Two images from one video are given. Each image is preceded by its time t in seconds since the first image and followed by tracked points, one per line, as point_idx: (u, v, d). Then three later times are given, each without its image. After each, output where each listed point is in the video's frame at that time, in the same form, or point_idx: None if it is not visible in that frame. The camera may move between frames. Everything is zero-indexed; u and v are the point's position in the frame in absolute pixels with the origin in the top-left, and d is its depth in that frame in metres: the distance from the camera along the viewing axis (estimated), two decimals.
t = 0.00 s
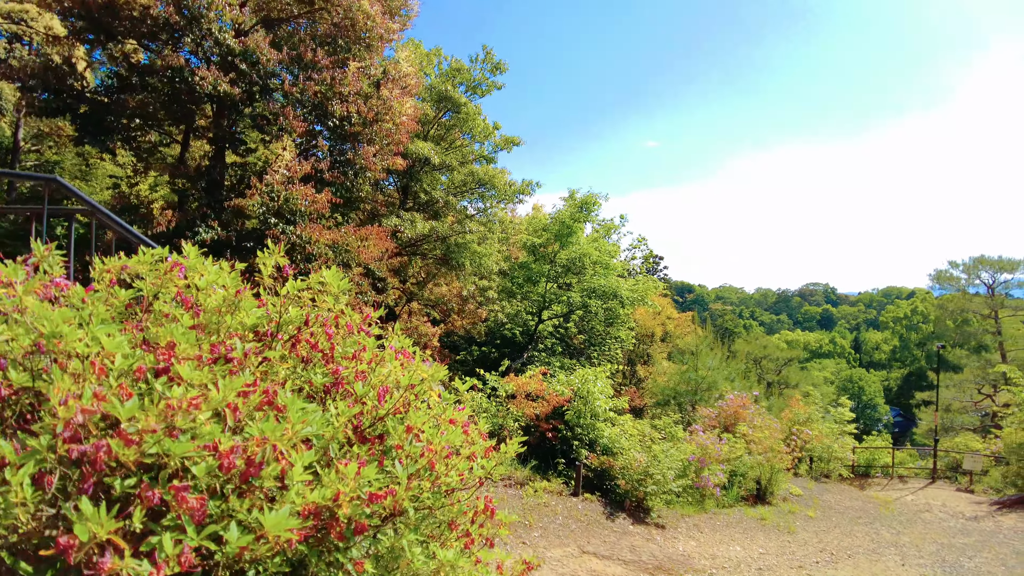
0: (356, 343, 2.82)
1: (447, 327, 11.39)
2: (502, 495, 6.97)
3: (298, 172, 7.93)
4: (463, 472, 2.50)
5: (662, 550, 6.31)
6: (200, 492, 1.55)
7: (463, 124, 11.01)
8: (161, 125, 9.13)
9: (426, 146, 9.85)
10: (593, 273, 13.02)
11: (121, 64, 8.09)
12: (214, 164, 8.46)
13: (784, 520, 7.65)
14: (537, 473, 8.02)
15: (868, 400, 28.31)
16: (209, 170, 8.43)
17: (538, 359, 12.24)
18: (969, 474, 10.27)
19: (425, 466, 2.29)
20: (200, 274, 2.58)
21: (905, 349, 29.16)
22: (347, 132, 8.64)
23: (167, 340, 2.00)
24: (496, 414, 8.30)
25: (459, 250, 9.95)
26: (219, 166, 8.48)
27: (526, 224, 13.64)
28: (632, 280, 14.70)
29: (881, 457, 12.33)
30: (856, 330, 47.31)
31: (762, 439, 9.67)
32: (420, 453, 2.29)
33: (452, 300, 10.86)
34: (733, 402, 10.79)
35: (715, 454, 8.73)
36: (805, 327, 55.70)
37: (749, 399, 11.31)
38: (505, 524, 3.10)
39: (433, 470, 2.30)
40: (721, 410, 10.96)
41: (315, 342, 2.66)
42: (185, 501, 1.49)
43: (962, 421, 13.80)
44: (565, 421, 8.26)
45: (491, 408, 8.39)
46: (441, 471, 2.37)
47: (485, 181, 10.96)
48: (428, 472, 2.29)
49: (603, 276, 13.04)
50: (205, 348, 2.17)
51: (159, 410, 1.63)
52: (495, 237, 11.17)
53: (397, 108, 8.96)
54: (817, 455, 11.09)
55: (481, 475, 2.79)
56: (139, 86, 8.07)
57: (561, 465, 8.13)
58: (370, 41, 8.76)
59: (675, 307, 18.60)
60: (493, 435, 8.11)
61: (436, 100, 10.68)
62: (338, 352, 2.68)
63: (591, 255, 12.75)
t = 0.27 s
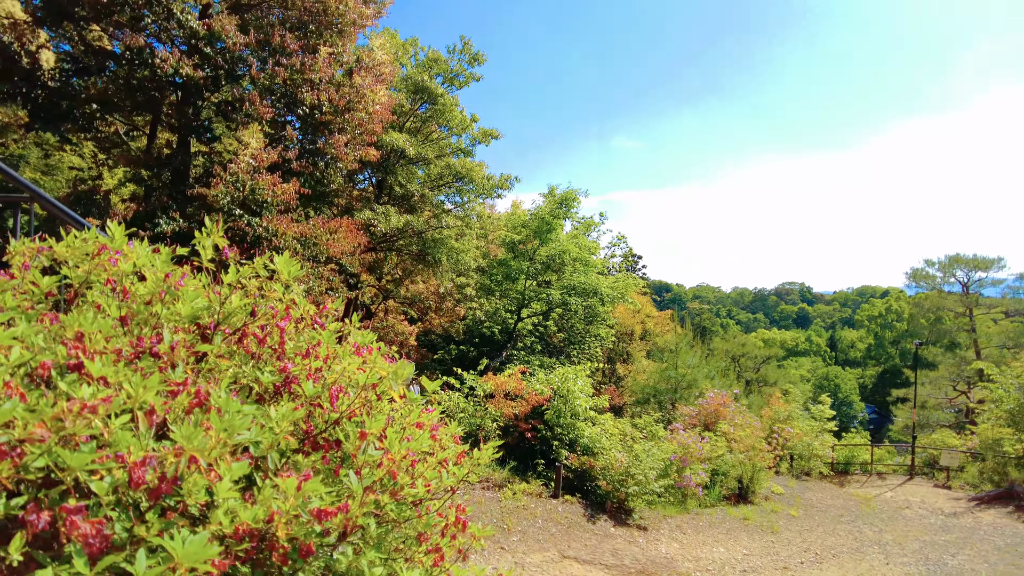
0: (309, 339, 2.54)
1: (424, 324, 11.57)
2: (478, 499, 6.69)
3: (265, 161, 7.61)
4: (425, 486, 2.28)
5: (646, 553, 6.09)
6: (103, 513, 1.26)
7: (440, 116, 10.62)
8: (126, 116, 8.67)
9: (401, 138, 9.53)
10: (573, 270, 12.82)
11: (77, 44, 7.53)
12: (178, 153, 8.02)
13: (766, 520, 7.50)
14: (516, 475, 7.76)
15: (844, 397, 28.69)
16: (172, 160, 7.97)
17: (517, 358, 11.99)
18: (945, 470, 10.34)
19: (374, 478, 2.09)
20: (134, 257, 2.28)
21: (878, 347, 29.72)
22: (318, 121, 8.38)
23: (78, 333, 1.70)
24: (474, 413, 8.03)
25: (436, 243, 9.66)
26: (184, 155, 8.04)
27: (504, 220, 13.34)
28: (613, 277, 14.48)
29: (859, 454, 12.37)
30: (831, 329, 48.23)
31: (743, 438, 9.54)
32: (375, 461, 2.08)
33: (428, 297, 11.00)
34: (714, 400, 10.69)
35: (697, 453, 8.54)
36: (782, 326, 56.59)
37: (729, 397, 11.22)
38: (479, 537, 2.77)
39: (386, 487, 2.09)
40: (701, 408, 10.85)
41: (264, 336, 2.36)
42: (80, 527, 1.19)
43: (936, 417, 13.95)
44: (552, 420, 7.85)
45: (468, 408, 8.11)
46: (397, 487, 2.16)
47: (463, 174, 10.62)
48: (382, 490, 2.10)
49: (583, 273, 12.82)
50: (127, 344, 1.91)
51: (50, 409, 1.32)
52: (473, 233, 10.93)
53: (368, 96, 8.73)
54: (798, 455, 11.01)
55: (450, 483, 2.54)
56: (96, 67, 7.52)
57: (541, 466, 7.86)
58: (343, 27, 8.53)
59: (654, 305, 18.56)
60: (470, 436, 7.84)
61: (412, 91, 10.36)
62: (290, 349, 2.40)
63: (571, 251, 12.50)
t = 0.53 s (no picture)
0: (248, 333, 2.20)
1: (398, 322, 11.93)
2: (451, 505, 6.42)
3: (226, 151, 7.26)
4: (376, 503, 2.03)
5: (624, 557, 5.85)
6: None
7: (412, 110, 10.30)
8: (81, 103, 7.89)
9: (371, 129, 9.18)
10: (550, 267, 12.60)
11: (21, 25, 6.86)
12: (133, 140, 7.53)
13: (746, 520, 7.33)
14: (490, 478, 7.49)
15: (819, 394, 29.05)
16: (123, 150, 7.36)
17: (493, 358, 11.72)
18: (920, 466, 10.40)
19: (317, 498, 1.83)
20: (39, 234, 1.92)
21: (851, 345, 30.24)
22: (283, 111, 8.07)
23: None
24: (448, 413, 7.83)
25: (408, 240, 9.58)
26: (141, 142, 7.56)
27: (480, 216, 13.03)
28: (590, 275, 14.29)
29: (836, 451, 12.38)
30: (805, 328, 49.11)
31: (722, 436, 9.42)
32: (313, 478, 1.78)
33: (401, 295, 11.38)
34: (692, 399, 10.56)
35: (676, 453, 8.35)
36: (758, 326, 57.45)
37: (706, 395, 11.11)
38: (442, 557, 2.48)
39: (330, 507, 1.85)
40: (679, 407, 10.74)
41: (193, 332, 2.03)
42: None
43: (908, 413, 14.11)
44: (528, 419, 7.61)
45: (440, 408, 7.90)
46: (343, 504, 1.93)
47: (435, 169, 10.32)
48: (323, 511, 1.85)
49: (559, 271, 12.58)
50: (13, 336, 1.57)
51: None
52: (446, 229, 10.66)
53: (336, 84, 8.45)
54: (778, 453, 10.93)
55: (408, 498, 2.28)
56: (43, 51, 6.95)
57: (517, 467, 7.60)
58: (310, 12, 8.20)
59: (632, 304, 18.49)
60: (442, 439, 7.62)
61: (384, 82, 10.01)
62: (223, 345, 2.05)
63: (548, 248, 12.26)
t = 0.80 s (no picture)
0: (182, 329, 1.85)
1: (372, 321, 12.36)
2: (424, 511, 6.14)
3: (184, 141, 6.87)
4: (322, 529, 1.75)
5: (604, 562, 5.63)
6: None
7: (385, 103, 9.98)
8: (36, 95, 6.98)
9: (341, 121, 8.84)
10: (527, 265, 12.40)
11: None
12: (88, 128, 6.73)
13: (725, 519, 7.19)
14: (464, 482, 7.23)
15: (792, 392, 29.46)
16: (74, 139, 6.63)
17: (469, 358, 11.46)
18: (895, 463, 10.48)
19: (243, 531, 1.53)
20: None
21: (823, 344, 30.82)
22: (246, 99, 7.64)
23: None
24: (422, 415, 7.66)
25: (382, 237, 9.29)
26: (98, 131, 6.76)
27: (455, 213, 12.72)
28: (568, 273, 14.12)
29: (812, 449, 12.42)
30: (778, 327, 50.08)
31: (699, 435, 9.26)
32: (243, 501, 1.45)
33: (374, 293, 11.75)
34: (668, 397, 10.47)
35: (652, 453, 8.11)
36: (733, 325, 58.32)
37: (683, 394, 11.01)
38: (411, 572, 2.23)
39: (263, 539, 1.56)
40: (655, 406, 10.64)
41: (114, 329, 1.71)
42: None
43: (880, 410, 14.30)
44: (505, 422, 7.35)
45: (414, 410, 7.73)
46: (281, 532, 1.65)
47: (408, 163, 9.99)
48: (258, 541, 1.58)
49: (536, 269, 12.38)
50: None
51: None
52: (420, 226, 10.42)
53: (303, 73, 8.06)
54: (755, 453, 10.85)
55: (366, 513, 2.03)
56: None
57: (493, 470, 7.34)
58: None
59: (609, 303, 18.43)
60: (415, 441, 7.45)
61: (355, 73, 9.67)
62: (150, 343, 1.71)
63: (525, 246, 12.01)
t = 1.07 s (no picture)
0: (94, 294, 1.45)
1: (345, 317, 12.18)
2: (396, 511, 5.81)
3: (137, 117, 6.31)
4: (253, 538, 1.44)
5: (584, 561, 5.39)
6: None
7: (356, 90, 9.59)
8: None
9: (310, 104, 8.42)
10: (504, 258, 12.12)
11: None
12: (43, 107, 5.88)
13: (705, 516, 6.98)
14: (437, 480, 6.96)
15: (765, 388, 29.89)
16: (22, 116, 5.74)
17: (444, 353, 11.14)
18: (869, 457, 10.55)
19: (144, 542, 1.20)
20: None
21: (795, 341, 31.36)
22: (206, 76, 7.11)
23: None
24: (397, 411, 7.46)
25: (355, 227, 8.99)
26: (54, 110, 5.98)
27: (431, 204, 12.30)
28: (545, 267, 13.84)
29: (788, 443, 12.45)
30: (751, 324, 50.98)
31: (678, 431, 8.91)
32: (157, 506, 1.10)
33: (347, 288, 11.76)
34: (647, 392, 10.26)
35: (632, 449, 7.61)
36: (708, 323, 59.13)
37: (662, 389, 10.81)
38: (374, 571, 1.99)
39: (178, 551, 1.24)
40: (633, 402, 10.39)
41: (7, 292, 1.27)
42: None
43: (853, 405, 14.43)
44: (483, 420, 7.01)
45: (387, 407, 7.55)
46: (202, 543, 1.32)
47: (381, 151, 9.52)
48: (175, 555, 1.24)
49: (513, 262, 12.11)
50: None
51: None
52: (393, 218, 10.10)
53: (269, 51, 7.59)
54: (734, 448, 10.67)
55: (317, 518, 1.71)
56: None
57: (469, 468, 7.03)
58: None
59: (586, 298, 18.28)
60: (389, 438, 7.29)
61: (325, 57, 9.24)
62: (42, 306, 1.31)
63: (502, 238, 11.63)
